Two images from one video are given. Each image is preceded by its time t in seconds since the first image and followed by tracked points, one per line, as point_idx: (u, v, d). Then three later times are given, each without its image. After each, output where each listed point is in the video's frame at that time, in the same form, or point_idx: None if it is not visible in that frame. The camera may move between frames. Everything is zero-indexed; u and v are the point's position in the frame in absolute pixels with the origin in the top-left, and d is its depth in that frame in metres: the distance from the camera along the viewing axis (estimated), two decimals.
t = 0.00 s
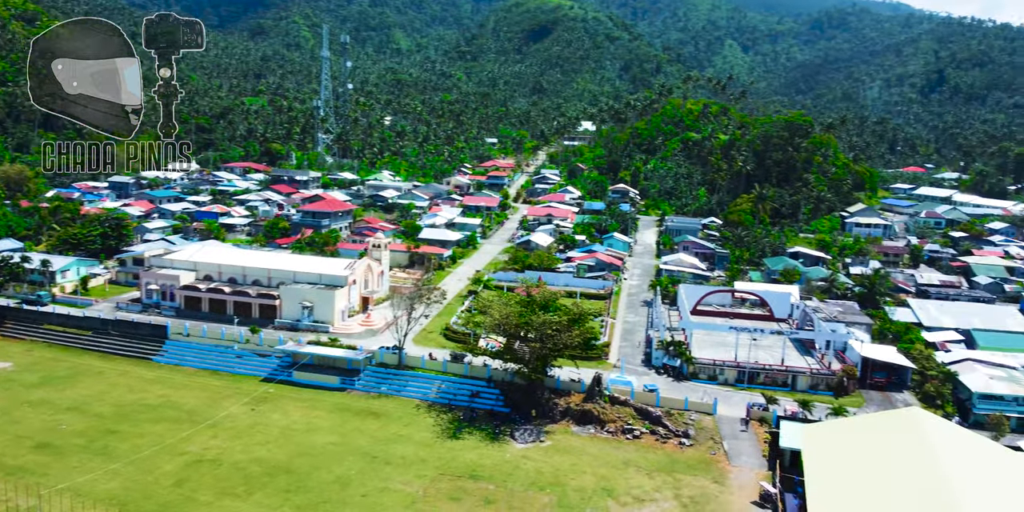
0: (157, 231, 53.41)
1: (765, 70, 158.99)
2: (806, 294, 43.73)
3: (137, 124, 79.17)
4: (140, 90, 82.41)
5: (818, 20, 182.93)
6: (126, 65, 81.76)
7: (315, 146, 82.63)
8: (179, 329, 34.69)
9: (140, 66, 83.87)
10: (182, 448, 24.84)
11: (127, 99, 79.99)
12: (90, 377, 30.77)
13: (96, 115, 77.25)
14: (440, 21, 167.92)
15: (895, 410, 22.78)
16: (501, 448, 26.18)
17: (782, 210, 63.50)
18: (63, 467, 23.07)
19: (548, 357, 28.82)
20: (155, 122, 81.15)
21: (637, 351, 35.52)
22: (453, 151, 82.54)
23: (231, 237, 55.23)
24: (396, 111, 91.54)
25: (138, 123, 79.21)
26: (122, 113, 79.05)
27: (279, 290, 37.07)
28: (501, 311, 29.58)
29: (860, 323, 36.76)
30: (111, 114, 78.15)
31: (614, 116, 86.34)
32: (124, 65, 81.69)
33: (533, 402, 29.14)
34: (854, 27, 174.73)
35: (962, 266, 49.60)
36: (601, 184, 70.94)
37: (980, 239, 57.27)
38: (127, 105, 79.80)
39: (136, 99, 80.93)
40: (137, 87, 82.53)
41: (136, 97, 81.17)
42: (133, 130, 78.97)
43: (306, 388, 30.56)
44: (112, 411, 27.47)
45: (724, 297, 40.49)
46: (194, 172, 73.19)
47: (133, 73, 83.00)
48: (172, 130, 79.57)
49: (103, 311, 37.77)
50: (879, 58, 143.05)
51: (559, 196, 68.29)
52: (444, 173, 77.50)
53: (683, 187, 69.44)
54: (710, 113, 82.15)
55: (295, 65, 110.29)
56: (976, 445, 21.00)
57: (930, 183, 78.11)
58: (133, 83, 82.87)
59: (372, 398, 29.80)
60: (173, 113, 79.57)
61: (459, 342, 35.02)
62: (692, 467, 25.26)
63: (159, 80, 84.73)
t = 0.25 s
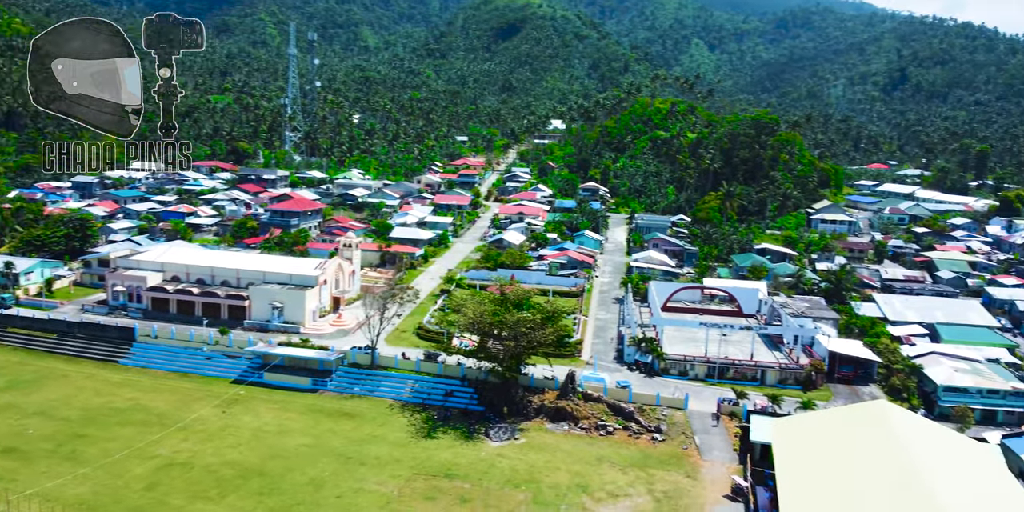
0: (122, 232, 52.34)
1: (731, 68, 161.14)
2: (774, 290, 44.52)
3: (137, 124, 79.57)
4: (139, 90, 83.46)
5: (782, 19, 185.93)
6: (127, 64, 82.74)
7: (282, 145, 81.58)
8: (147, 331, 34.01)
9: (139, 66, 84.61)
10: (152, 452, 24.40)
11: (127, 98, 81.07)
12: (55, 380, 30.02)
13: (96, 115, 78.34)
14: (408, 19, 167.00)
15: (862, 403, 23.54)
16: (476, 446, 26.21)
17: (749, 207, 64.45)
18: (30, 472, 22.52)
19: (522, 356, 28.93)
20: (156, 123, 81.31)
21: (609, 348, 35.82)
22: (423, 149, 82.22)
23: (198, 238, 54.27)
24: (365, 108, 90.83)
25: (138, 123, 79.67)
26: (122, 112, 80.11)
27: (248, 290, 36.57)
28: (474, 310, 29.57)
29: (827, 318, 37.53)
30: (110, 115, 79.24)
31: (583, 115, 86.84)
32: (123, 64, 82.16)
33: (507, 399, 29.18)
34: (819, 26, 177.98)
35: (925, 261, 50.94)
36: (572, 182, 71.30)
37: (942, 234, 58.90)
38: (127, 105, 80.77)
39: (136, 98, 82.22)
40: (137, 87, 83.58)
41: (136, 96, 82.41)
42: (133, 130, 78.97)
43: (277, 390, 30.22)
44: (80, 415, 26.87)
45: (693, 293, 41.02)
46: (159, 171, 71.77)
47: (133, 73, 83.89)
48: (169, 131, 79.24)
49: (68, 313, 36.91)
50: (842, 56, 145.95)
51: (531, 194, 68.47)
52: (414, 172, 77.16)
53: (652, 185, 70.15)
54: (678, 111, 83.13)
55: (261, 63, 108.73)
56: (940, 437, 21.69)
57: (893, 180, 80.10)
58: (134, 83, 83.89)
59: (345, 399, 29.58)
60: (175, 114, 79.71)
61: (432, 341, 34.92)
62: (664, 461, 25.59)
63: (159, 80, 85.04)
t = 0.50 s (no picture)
0: (84, 233, 51.15)
1: (696, 67, 163.19)
2: (740, 286, 45.28)
3: (138, 124, 79.92)
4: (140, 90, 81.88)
5: (746, 18, 188.63)
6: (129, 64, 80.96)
7: (247, 143, 80.36)
8: (111, 334, 33.26)
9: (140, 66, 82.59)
10: (119, 456, 23.91)
11: (127, 98, 79.93)
12: (17, 384, 29.21)
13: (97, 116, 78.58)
14: (374, 16, 165.67)
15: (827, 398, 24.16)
16: (448, 445, 26.18)
17: (714, 205, 65.10)
18: None
19: (494, 354, 29.02)
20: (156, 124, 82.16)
21: (579, 345, 36.05)
22: (391, 147, 81.73)
23: (162, 238, 53.18)
24: (331, 106, 89.86)
25: (138, 123, 79.81)
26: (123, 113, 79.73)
27: (215, 291, 35.97)
28: (446, 309, 29.52)
29: (793, 313, 38.29)
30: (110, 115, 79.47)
31: (551, 113, 87.21)
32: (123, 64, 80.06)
33: (478, 398, 29.16)
34: (781, 25, 181.09)
35: (886, 257, 52.26)
36: (541, 180, 71.62)
37: (902, 230, 60.48)
38: (127, 105, 79.94)
39: (136, 99, 80.66)
40: (138, 87, 81.81)
41: (136, 96, 80.85)
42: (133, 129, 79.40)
43: (246, 391, 29.80)
44: (44, 420, 26.19)
45: (662, 290, 41.54)
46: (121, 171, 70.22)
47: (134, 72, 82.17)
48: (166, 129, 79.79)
49: (29, 316, 35.90)
50: (804, 55, 148.77)
51: (500, 193, 68.54)
52: (382, 170, 76.61)
53: (620, 183, 70.69)
54: (644, 110, 83.99)
55: (224, 60, 106.86)
56: (903, 429, 22.37)
57: (855, 177, 82.05)
58: (134, 82, 82.00)
59: (315, 400, 29.30)
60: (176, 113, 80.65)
61: (403, 341, 34.76)
62: (635, 457, 25.88)
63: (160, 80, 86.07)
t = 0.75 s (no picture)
0: (44, 233, 49.86)
1: (660, 66, 164.89)
2: (707, 282, 45.96)
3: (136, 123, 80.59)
4: (139, 89, 84.64)
5: (709, 17, 190.96)
6: (127, 65, 84.79)
7: (211, 141, 79.00)
8: (75, 337, 32.41)
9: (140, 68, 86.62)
10: (84, 461, 23.34)
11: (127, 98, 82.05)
12: None
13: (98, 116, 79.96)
14: (339, 13, 163.98)
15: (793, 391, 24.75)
16: (420, 445, 26.10)
17: (680, 202, 65.77)
18: None
19: (466, 353, 29.02)
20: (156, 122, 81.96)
21: (550, 343, 36.24)
22: (358, 145, 81.05)
23: (125, 238, 51.95)
24: (296, 104, 88.72)
25: (137, 123, 80.70)
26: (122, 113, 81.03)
27: (180, 292, 35.28)
28: (417, 309, 29.41)
29: (758, 309, 39.01)
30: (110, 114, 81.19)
31: (519, 111, 87.35)
32: (123, 65, 84.65)
33: (450, 397, 29.11)
34: (744, 24, 183.84)
35: (849, 253, 53.52)
36: (509, 178, 71.75)
37: (864, 226, 61.97)
38: (127, 105, 81.75)
39: (135, 98, 82.86)
40: (138, 87, 84.70)
41: (136, 96, 83.15)
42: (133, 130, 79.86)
43: (213, 394, 29.34)
44: (6, 425, 25.43)
45: (630, 287, 41.97)
46: (81, 171, 68.61)
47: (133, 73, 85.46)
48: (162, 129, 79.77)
49: None
50: (767, 54, 151.34)
51: (469, 191, 68.46)
52: (348, 167, 75.90)
53: (588, 181, 71.06)
54: (611, 108, 84.60)
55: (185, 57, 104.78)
56: (867, 422, 23.01)
57: (817, 174, 83.84)
58: (134, 83, 85.38)
59: (284, 402, 28.94)
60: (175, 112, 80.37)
61: (372, 341, 34.53)
62: (607, 453, 26.12)
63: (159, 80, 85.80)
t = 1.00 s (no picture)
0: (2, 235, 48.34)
1: (626, 64, 166.09)
2: (674, 279, 46.56)
3: (138, 124, 78.29)
4: (139, 90, 78.25)
5: (674, 16, 192.92)
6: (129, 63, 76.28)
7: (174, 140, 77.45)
8: (36, 341, 31.79)
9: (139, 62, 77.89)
10: (48, 467, 22.75)
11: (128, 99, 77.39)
12: None
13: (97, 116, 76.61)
14: (303, 10, 161.77)
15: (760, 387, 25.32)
16: (392, 445, 25.98)
17: (648, 200, 66.32)
18: None
19: (437, 352, 28.94)
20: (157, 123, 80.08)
21: (521, 341, 36.38)
22: (324, 144, 80.13)
23: (87, 240, 50.62)
24: (260, 102, 87.31)
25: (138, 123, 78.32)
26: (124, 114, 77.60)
27: (145, 294, 34.56)
28: (388, 308, 29.25)
29: (725, 305, 39.62)
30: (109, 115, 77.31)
31: (487, 110, 87.24)
32: (124, 64, 75.59)
33: (421, 396, 29.03)
34: (708, 23, 186.12)
35: (812, 249, 54.68)
36: (478, 177, 71.64)
37: (826, 222, 63.32)
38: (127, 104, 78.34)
39: (136, 99, 78.01)
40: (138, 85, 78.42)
41: (136, 96, 78.05)
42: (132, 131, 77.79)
43: (180, 397, 28.83)
44: None
45: (599, 284, 42.30)
46: (40, 171, 66.72)
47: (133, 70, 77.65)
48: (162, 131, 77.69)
49: None
50: (731, 53, 153.44)
51: (438, 189, 68.15)
52: (314, 166, 74.91)
53: (556, 179, 71.35)
54: (578, 106, 84.92)
55: (145, 55, 102.38)
56: (833, 414, 23.71)
57: (781, 171, 85.42)
58: (133, 81, 78.01)
59: (253, 404, 28.56)
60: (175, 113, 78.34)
61: (342, 341, 34.26)
62: (578, 449, 26.34)
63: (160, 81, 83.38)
